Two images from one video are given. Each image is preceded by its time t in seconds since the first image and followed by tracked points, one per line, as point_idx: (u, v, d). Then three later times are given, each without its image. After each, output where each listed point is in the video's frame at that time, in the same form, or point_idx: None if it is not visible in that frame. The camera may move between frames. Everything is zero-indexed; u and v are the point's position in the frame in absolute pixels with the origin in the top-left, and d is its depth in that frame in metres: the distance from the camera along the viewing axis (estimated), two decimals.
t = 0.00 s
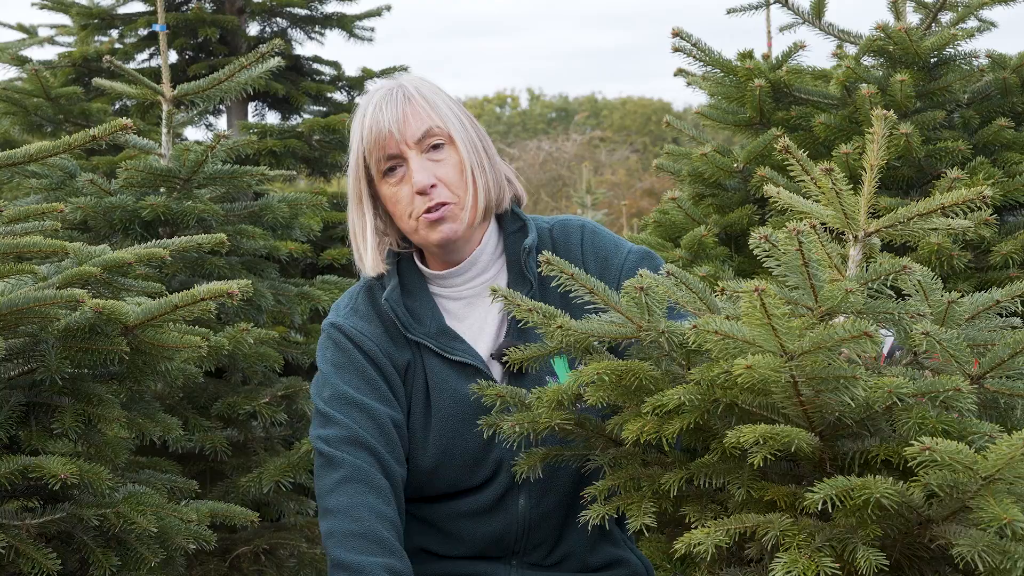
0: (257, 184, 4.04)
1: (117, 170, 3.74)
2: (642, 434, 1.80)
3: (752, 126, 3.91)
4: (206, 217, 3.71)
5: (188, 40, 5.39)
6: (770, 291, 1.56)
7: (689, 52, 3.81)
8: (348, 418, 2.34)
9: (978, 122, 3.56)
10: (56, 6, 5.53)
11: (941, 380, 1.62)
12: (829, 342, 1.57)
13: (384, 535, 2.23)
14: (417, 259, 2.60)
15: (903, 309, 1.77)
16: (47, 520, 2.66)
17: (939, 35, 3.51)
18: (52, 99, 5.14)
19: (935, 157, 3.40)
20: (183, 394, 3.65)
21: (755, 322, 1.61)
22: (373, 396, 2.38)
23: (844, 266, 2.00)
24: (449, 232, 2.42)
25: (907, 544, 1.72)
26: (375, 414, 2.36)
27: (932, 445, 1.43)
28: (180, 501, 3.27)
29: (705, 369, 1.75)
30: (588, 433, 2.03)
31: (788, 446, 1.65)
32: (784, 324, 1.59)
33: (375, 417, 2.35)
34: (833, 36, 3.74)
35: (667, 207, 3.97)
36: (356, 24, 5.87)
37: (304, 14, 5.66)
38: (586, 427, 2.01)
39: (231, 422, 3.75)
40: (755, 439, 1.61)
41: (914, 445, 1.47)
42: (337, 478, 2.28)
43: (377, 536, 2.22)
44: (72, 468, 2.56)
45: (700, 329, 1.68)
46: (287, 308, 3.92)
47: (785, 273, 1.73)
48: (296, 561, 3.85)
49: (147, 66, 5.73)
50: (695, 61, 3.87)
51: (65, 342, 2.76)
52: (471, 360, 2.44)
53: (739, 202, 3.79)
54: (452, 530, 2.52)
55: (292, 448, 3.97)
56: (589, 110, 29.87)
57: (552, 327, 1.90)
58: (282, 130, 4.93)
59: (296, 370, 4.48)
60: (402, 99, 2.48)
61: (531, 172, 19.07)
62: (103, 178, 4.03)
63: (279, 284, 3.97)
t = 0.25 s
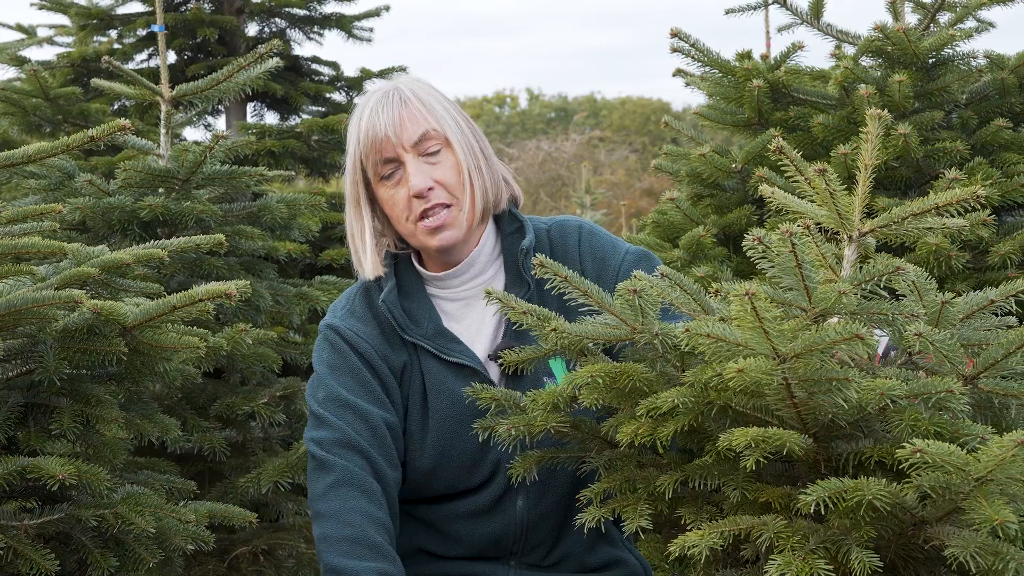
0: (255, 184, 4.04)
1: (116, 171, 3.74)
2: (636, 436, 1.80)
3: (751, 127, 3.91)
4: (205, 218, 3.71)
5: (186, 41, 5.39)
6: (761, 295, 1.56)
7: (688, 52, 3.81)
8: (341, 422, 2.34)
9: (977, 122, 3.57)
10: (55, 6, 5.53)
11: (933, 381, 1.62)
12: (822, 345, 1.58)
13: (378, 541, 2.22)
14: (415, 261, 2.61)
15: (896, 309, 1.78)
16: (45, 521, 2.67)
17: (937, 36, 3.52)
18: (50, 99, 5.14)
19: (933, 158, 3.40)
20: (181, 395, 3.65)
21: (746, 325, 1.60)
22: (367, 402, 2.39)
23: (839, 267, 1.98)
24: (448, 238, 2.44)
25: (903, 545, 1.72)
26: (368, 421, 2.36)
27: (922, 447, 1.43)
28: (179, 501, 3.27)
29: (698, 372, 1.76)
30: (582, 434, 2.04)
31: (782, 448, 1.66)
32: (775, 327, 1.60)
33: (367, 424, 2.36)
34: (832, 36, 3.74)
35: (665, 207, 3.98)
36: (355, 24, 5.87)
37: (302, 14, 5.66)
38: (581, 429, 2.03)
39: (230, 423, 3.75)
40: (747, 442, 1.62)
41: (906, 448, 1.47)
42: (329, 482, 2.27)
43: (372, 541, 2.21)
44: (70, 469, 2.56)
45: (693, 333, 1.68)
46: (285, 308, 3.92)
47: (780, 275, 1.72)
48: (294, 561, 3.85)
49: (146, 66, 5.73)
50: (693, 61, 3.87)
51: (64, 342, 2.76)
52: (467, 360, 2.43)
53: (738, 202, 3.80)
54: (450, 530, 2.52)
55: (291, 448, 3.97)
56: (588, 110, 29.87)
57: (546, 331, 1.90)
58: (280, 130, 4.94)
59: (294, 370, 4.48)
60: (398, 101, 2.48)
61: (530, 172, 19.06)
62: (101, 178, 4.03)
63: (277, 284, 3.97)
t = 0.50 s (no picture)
0: (254, 184, 4.04)
1: (115, 171, 3.75)
2: (634, 437, 1.80)
3: (750, 127, 3.91)
4: (204, 218, 3.71)
5: (185, 41, 5.39)
6: (758, 297, 1.56)
7: (687, 53, 3.81)
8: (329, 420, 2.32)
9: (976, 123, 3.57)
10: (54, 6, 5.53)
11: (931, 382, 1.62)
12: (819, 346, 1.58)
13: (366, 537, 2.20)
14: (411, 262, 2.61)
15: (894, 310, 1.78)
16: (44, 521, 2.68)
17: (936, 36, 3.53)
18: (49, 100, 5.14)
19: (932, 158, 3.41)
20: (180, 395, 3.65)
21: (744, 328, 1.61)
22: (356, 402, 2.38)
23: (836, 266, 1.98)
24: (446, 242, 2.45)
25: (900, 546, 1.72)
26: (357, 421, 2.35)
27: (922, 451, 1.43)
28: (178, 502, 3.27)
29: (696, 373, 1.76)
30: (580, 435, 2.05)
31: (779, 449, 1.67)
32: (772, 329, 1.60)
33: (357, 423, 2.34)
34: (831, 37, 3.74)
35: (664, 208, 3.98)
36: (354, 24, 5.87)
37: (301, 14, 5.67)
38: (578, 430, 2.03)
39: (229, 423, 3.75)
40: (744, 443, 1.62)
41: (906, 451, 1.47)
42: (313, 479, 2.24)
43: (361, 538, 2.19)
44: (69, 469, 2.55)
45: (691, 335, 1.69)
46: (285, 309, 3.92)
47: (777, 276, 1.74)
48: (293, 562, 3.85)
49: (145, 66, 5.73)
50: (692, 62, 3.87)
51: (62, 343, 2.76)
52: (463, 361, 2.43)
53: (737, 203, 3.80)
54: (447, 532, 2.53)
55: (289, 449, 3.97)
56: (587, 110, 29.87)
57: (544, 332, 1.90)
58: (279, 130, 4.94)
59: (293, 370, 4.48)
60: (392, 103, 2.48)
61: (530, 172, 19.05)
62: (101, 178, 4.03)
63: (277, 285, 3.97)
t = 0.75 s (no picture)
0: (254, 184, 4.04)
1: (114, 171, 3.75)
2: (633, 437, 1.80)
3: (749, 127, 3.91)
4: (203, 218, 3.71)
5: (184, 41, 5.39)
6: (757, 297, 1.56)
7: (686, 53, 3.81)
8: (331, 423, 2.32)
9: (974, 123, 3.57)
10: (53, 6, 5.53)
11: (930, 381, 1.62)
12: (819, 345, 1.58)
13: (368, 540, 2.20)
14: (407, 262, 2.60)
15: (893, 310, 1.78)
16: (43, 521, 2.67)
17: (935, 36, 3.53)
18: (48, 100, 5.14)
19: (931, 158, 3.41)
20: (179, 395, 3.65)
21: (744, 327, 1.61)
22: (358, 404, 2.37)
23: (835, 266, 1.98)
24: (442, 244, 2.45)
25: (899, 546, 1.72)
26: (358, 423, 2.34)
27: (922, 449, 1.43)
28: (177, 502, 3.27)
29: (695, 372, 1.76)
30: (580, 435, 2.05)
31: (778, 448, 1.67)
32: (771, 328, 1.60)
33: (358, 425, 2.34)
34: (830, 37, 3.74)
35: (664, 208, 3.98)
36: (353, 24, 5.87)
37: (300, 14, 5.67)
38: (578, 430, 2.03)
39: (228, 423, 3.74)
40: (743, 442, 1.62)
41: (906, 449, 1.47)
42: (318, 481, 2.24)
43: (362, 540, 2.19)
44: (68, 469, 2.55)
45: (689, 334, 1.68)
46: (284, 309, 3.92)
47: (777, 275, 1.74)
48: (292, 562, 3.85)
49: (144, 66, 5.73)
50: (691, 61, 3.87)
51: (62, 343, 2.76)
52: (461, 361, 2.44)
53: (736, 203, 3.80)
54: (445, 531, 2.53)
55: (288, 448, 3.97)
56: (586, 110, 29.87)
57: (542, 332, 1.90)
58: (278, 130, 4.94)
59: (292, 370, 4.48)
60: (387, 105, 2.47)
61: (529, 172, 19.05)
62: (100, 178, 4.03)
63: (276, 284, 3.97)
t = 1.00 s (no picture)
0: (253, 184, 4.04)
1: (113, 170, 3.74)
2: (629, 438, 1.80)
3: (748, 127, 3.91)
4: (202, 218, 3.71)
5: (184, 41, 5.39)
6: (752, 298, 1.56)
7: (685, 53, 3.81)
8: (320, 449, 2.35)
9: (973, 123, 3.57)
10: (52, 6, 5.53)
11: (924, 381, 1.62)
12: (814, 345, 1.58)
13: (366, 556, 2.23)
14: (404, 266, 2.60)
15: (889, 310, 1.78)
16: (42, 521, 2.67)
17: (934, 36, 3.53)
18: (47, 99, 5.14)
19: (930, 158, 3.41)
20: (178, 395, 3.65)
21: (738, 328, 1.61)
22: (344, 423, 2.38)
23: (831, 266, 1.99)
24: (441, 249, 2.46)
25: (895, 546, 1.73)
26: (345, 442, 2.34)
27: (917, 450, 1.43)
28: (176, 501, 3.27)
29: (691, 373, 1.76)
30: (577, 435, 2.05)
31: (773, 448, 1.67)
32: (766, 329, 1.60)
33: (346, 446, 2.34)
34: (829, 37, 3.74)
35: (663, 208, 3.98)
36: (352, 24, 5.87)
37: (300, 14, 5.66)
38: (574, 430, 2.03)
39: (226, 422, 3.74)
40: (738, 444, 1.62)
41: (901, 450, 1.47)
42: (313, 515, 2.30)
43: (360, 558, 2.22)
44: (66, 468, 2.55)
45: (685, 335, 1.68)
46: (283, 308, 3.91)
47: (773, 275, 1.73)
48: (291, 562, 3.86)
49: (143, 66, 5.73)
50: (691, 61, 3.87)
51: (61, 342, 2.76)
52: (457, 363, 2.44)
53: (735, 203, 3.80)
54: (444, 533, 2.53)
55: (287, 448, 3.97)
56: (586, 111, 29.87)
57: (539, 333, 1.90)
58: (277, 130, 4.94)
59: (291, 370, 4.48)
60: (385, 109, 2.46)
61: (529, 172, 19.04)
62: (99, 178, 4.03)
63: (275, 284, 3.97)
